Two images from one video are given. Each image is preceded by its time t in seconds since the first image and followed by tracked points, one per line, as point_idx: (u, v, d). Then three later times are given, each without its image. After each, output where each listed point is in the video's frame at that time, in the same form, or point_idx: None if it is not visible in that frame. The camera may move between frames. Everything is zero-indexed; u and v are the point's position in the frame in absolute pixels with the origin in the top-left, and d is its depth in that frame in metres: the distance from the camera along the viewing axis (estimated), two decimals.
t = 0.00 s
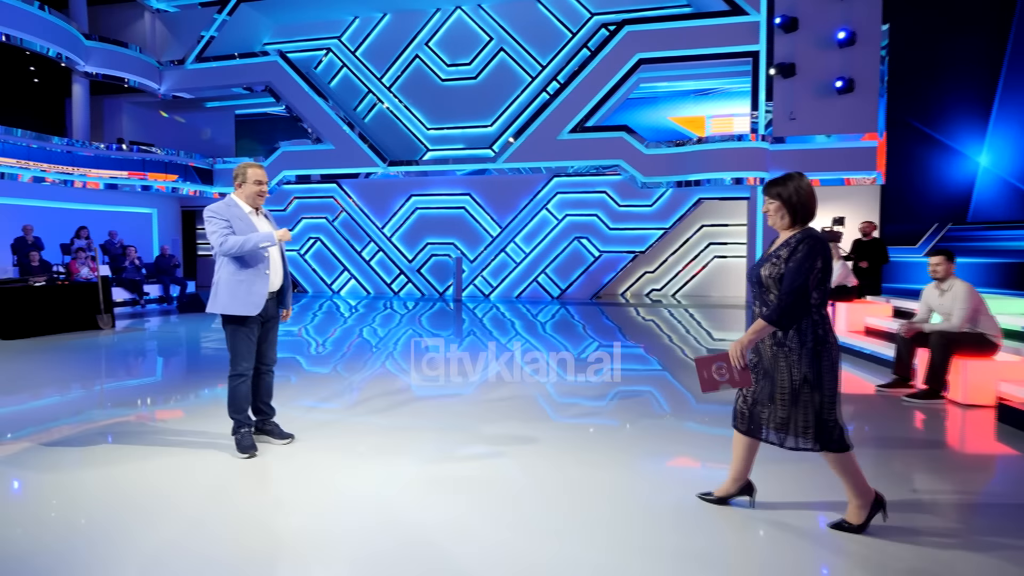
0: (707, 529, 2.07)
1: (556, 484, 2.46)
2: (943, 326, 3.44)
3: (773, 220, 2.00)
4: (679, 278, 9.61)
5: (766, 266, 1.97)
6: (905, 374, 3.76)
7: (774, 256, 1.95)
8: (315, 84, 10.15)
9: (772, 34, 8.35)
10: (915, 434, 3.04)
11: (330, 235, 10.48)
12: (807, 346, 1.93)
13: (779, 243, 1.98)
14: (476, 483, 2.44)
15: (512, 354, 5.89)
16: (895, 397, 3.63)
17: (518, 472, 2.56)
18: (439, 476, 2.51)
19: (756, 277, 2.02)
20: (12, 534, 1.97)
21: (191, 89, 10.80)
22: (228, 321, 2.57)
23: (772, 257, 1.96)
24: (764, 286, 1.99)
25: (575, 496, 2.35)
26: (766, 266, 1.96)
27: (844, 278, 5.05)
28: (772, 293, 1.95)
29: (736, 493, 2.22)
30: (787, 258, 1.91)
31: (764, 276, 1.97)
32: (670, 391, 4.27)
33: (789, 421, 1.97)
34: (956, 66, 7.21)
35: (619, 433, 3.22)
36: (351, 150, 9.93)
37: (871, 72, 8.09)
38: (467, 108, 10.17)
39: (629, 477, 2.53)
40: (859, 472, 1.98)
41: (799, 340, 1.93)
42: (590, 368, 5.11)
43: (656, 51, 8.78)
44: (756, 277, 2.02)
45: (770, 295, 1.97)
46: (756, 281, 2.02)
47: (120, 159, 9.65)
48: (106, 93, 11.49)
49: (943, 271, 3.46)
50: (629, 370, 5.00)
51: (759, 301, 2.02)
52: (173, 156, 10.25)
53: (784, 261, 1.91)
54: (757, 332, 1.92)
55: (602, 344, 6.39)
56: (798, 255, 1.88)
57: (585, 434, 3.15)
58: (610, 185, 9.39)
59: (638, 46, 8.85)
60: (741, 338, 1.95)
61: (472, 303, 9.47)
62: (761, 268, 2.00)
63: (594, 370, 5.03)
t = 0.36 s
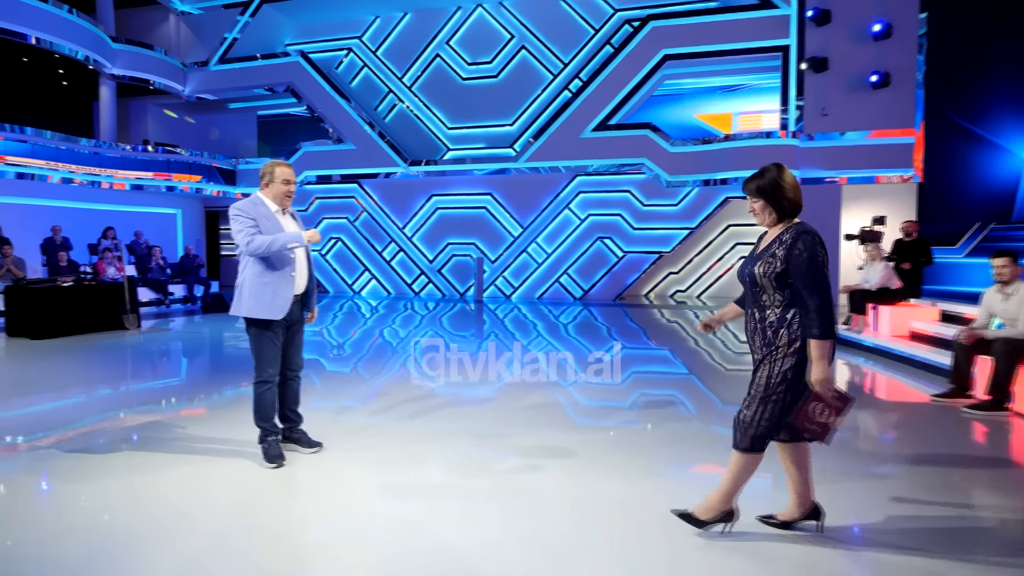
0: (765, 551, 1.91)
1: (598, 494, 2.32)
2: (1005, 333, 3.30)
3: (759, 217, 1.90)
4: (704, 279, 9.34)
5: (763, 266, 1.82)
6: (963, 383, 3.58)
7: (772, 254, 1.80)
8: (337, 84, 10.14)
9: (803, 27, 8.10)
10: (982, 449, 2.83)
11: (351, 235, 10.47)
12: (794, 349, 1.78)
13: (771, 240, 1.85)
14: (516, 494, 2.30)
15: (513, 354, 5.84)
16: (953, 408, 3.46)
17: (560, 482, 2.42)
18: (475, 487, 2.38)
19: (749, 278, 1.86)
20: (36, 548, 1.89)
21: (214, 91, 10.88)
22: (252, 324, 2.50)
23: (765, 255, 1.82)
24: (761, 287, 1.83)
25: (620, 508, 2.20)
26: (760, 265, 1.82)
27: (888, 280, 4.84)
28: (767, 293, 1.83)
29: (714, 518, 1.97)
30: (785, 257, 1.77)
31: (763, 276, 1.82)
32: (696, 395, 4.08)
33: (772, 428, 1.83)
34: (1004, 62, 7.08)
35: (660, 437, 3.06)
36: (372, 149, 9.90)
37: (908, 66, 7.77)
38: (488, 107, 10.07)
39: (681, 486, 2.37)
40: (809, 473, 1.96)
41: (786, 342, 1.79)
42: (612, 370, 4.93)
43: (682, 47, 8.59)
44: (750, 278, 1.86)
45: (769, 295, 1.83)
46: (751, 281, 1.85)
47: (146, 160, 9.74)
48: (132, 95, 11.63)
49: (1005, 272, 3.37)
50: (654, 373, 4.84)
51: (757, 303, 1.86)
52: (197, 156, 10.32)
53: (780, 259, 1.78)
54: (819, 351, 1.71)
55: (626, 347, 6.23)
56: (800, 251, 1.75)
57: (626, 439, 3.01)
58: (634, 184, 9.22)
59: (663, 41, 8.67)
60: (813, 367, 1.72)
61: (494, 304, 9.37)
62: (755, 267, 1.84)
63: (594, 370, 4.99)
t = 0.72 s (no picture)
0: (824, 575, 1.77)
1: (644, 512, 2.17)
2: None
3: (733, 215, 1.74)
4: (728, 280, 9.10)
5: (732, 267, 1.67)
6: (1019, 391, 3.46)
7: (742, 255, 1.65)
8: (354, 84, 10.09)
9: (831, 20, 7.94)
10: None
11: (368, 235, 10.43)
12: (761, 356, 1.64)
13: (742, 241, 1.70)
14: (554, 510, 2.17)
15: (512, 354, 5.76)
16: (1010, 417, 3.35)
17: (601, 497, 2.29)
18: (510, 501, 2.25)
19: (719, 279, 1.71)
20: (52, 566, 1.79)
21: (232, 91, 10.90)
22: (271, 329, 2.40)
23: (737, 256, 1.66)
24: (729, 291, 1.69)
25: (668, 526, 2.05)
26: (730, 266, 1.67)
27: (928, 281, 4.66)
28: (736, 297, 1.68)
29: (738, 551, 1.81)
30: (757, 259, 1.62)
31: (729, 278, 1.67)
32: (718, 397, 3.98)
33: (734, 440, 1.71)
34: None
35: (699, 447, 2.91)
36: (389, 149, 9.84)
37: (940, 60, 7.68)
38: (506, 106, 9.96)
39: (729, 499, 2.22)
40: (806, 477, 1.81)
41: (750, 349, 1.65)
42: (633, 373, 4.81)
43: (704, 42, 8.41)
44: (720, 279, 1.71)
45: (737, 300, 1.68)
46: (720, 284, 1.71)
47: (165, 161, 9.78)
48: (151, 96, 11.70)
49: None
50: (675, 376, 4.69)
51: (725, 307, 1.72)
52: (215, 157, 10.34)
53: (752, 262, 1.62)
54: (789, 364, 1.59)
55: (646, 348, 6.10)
56: (770, 255, 1.59)
57: (663, 450, 2.86)
58: (655, 182, 9.06)
59: (685, 36, 8.50)
60: (779, 381, 1.61)
61: (512, 305, 9.27)
62: (724, 268, 1.69)
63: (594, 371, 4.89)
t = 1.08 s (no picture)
0: None
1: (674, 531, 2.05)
2: None
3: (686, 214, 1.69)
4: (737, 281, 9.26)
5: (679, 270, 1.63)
6: None
7: (689, 258, 1.61)
8: (360, 82, 9.99)
9: (845, 15, 7.80)
10: None
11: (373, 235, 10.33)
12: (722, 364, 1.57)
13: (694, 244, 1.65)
14: (579, 529, 2.04)
15: (511, 354, 5.65)
16: None
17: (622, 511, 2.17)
18: (530, 518, 2.12)
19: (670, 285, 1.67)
20: None
21: (236, 90, 10.83)
22: (277, 335, 2.31)
23: (686, 259, 1.62)
24: (677, 296, 1.64)
25: (701, 545, 1.93)
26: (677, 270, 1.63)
27: (952, 281, 4.51)
28: (684, 302, 1.62)
29: (636, 528, 1.89)
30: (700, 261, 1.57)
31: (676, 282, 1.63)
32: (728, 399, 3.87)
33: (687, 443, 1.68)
34: None
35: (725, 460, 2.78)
36: (396, 148, 9.77)
37: (957, 57, 7.52)
38: (513, 104, 9.85)
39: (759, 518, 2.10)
40: (782, 516, 1.62)
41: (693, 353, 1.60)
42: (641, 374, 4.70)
43: (715, 39, 8.28)
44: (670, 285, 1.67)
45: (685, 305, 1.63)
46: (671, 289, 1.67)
47: (169, 160, 9.71)
48: (155, 95, 11.63)
49: None
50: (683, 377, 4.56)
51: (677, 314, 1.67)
52: (220, 156, 10.26)
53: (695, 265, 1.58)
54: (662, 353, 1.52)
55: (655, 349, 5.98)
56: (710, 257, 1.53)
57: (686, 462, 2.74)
58: (665, 181, 8.88)
59: (695, 33, 8.37)
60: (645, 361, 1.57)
61: (519, 305, 9.16)
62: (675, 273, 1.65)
63: (593, 370, 4.80)
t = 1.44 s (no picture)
0: None
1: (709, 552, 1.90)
2: None
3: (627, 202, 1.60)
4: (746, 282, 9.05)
5: (626, 264, 1.54)
6: None
7: (636, 252, 1.53)
8: (364, 80, 9.89)
9: (858, 11, 7.66)
10: None
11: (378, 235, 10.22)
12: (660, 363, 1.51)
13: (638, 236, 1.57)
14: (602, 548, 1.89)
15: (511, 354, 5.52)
16: None
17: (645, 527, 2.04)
18: (550, 535, 1.99)
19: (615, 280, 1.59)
20: None
21: (239, 88, 10.72)
22: (280, 339, 2.19)
23: (632, 253, 1.54)
24: (626, 291, 1.56)
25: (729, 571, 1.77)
26: (624, 264, 1.55)
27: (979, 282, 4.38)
28: (634, 298, 1.55)
29: (671, 552, 1.76)
30: (648, 255, 1.51)
31: (625, 277, 1.54)
32: (738, 402, 3.74)
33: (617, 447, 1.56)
34: None
35: (751, 470, 2.64)
36: (402, 147, 9.68)
37: (976, 53, 7.37)
38: (519, 102, 9.73)
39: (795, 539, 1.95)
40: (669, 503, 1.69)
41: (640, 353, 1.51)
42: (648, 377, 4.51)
43: (725, 35, 8.15)
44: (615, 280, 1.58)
45: (634, 301, 1.55)
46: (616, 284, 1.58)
47: (172, 159, 9.61)
48: (158, 93, 11.55)
49: None
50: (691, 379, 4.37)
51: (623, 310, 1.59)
52: (223, 155, 10.15)
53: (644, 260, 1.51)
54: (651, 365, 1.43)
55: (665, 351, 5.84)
56: (661, 251, 1.47)
57: (712, 473, 2.59)
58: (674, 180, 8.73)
59: (705, 29, 8.24)
60: (644, 384, 1.45)
61: (525, 306, 9.04)
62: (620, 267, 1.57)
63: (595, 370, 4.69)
